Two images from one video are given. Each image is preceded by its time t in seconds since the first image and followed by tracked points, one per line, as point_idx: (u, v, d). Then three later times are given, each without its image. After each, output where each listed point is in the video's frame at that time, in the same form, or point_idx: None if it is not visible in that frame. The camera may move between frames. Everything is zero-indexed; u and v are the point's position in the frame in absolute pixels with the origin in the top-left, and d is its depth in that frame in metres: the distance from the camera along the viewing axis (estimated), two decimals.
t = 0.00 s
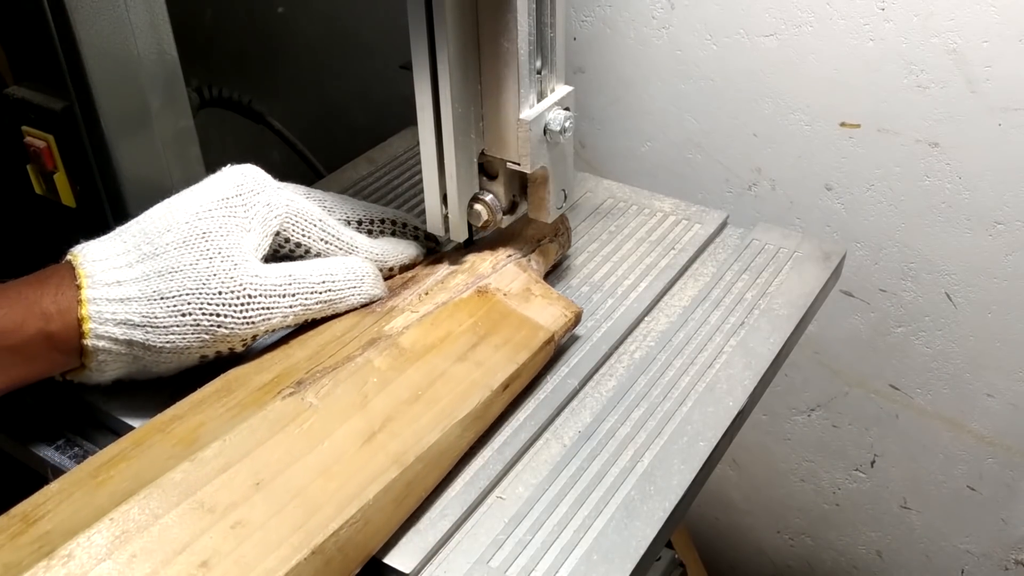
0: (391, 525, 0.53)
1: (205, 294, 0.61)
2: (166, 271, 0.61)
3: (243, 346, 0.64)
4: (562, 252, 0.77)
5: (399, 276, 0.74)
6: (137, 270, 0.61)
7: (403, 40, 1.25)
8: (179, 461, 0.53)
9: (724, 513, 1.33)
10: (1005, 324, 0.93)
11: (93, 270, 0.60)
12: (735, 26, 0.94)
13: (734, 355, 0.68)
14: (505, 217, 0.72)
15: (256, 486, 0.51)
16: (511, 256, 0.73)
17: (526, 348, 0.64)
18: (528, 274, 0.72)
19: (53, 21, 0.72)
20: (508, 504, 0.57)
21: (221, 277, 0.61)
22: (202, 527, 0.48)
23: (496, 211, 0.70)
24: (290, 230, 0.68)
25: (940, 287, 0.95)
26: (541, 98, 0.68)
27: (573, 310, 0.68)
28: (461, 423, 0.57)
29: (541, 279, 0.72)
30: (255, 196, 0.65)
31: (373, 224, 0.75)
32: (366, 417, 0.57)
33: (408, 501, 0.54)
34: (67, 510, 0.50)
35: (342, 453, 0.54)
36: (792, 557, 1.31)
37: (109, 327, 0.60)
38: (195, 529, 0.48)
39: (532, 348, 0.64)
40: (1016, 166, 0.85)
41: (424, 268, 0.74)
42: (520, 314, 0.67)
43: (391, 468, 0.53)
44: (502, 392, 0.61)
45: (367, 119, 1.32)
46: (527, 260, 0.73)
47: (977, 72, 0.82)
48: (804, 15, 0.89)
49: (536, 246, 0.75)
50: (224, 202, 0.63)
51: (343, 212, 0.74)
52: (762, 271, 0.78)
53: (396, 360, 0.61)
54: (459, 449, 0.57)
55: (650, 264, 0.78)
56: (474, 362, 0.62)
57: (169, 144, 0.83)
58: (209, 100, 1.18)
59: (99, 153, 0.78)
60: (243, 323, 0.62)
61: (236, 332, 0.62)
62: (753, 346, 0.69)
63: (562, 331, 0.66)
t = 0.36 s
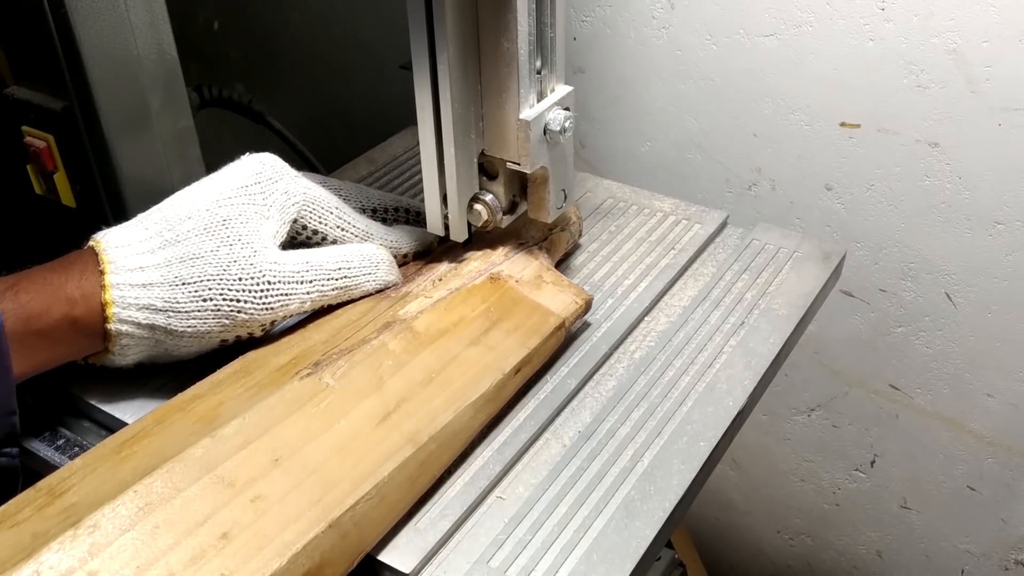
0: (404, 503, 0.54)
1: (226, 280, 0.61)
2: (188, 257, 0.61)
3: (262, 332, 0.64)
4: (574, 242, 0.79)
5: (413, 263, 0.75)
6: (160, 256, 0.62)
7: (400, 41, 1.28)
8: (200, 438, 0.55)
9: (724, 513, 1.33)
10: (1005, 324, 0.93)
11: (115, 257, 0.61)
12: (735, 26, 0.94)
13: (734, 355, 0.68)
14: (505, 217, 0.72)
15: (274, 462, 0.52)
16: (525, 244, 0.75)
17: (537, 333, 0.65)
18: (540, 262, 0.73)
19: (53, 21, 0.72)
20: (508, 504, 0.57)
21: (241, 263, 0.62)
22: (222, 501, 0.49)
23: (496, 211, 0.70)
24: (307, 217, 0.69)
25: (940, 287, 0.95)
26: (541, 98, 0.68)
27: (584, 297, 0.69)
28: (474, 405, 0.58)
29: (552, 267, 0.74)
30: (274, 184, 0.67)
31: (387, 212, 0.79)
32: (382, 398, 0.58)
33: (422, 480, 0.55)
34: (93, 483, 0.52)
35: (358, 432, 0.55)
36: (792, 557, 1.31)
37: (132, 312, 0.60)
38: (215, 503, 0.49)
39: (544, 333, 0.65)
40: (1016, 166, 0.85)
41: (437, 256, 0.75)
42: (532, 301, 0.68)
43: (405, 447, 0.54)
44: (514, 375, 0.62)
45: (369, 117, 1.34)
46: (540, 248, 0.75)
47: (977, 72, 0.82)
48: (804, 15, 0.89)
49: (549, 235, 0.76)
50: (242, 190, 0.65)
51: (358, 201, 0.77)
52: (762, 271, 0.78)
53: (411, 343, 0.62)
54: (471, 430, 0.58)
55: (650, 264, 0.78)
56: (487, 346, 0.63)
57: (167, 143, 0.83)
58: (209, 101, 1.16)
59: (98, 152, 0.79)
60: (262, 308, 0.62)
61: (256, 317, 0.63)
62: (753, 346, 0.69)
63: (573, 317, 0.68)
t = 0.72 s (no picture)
0: (409, 490, 0.54)
1: (235, 264, 0.62)
2: (196, 242, 0.61)
3: (269, 319, 0.65)
4: (582, 237, 0.79)
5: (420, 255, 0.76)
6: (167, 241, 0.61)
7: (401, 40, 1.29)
8: (208, 422, 0.55)
9: (724, 513, 1.33)
10: (1005, 324, 0.93)
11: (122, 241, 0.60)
12: (734, 26, 0.94)
13: (734, 355, 0.68)
14: (504, 217, 0.72)
15: (281, 447, 0.52)
16: (530, 237, 0.75)
17: (542, 326, 0.65)
18: (548, 256, 0.73)
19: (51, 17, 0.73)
20: (508, 504, 0.56)
21: (250, 249, 0.63)
22: (229, 484, 0.49)
23: (496, 211, 0.70)
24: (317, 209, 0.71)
25: (940, 287, 0.95)
26: (540, 98, 0.68)
27: (589, 292, 0.70)
28: (480, 395, 0.59)
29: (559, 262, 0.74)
30: (284, 175, 0.68)
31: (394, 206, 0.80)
32: (388, 386, 0.58)
33: (427, 468, 0.55)
34: (102, 466, 0.52)
35: (365, 419, 0.55)
36: (792, 557, 1.31)
37: (138, 295, 0.59)
38: (222, 485, 0.49)
39: (550, 326, 0.65)
40: (1015, 166, 0.85)
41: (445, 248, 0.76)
42: (537, 295, 0.68)
43: (411, 434, 0.55)
44: (519, 367, 0.62)
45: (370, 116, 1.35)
46: (546, 243, 0.75)
47: (977, 72, 0.82)
48: (804, 15, 0.89)
49: (556, 230, 0.76)
50: (254, 179, 0.66)
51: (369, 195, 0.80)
52: (762, 271, 0.78)
53: (417, 334, 0.63)
54: (476, 421, 0.59)
55: (650, 264, 0.78)
56: (492, 338, 0.63)
57: (165, 142, 0.84)
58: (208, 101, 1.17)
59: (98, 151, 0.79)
60: (271, 293, 0.63)
61: (264, 302, 0.63)
62: (753, 346, 0.69)
63: (578, 311, 0.68)
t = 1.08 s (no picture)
0: (426, 472, 0.56)
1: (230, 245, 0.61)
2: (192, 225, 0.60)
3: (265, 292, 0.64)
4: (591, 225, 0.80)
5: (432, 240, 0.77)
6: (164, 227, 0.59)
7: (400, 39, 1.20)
8: (228, 405, 0.57)
9: (724, 513, 1.33)
10: (1005, 324, 0.93)
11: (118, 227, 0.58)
12: (735, 26, 0.93)
13: (734, 355, 0.68)
14: (504, 217, 0.72)
15: (301, 431, 0.55)
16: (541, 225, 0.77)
17: (555, 315, 0.67)
18: (559, 246, 0.75)
19: (54, 22, 0.80)
20: (508, 504, 0.56)
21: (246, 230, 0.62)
22: (253, 466, 0.52)
23: (495, 211, 0.70)
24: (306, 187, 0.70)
25: (940, 288, 0.95)
26: (540, 98, 0.68)
27: (600, 281, 0.72)
28: (493, 382, 0.61)
29: (570, 251, 0.76)
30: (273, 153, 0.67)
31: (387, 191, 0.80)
32: (404, 372, 0.60)
33: (443, 451, 0.57)
34: (126, 446, 0.54)
35: (382, 405, 0.58)
36: (792, 557, 1.31)
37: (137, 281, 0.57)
38: (246, 467, 0.52)
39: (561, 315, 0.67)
40: (1015, 166, 0.85)
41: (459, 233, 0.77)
42: (549, 283, 0.71)
43: (427, 419, 0.57)
44: (531, 355, 0.64)
45: (369, 118, 1.31)
46: (557, 232, 0.76)
47: (977, 72, 0.82)
48: (804, 15, 0.89)
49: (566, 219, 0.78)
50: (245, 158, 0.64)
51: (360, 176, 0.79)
52: (762, 271, 0.78)
53: (432, 321, 0.65)
54: (489, 407, 0.61)
55: (650, 264, 0.78)
56: (505, 326, 0.66)
57: (170, 142, 0.92)
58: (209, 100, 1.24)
59: (98, 146, 0.86)
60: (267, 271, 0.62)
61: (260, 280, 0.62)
62: (753, 346, 0.69)
63: (590, 301, 0.70)
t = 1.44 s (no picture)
0: (444, 446, 0.58)
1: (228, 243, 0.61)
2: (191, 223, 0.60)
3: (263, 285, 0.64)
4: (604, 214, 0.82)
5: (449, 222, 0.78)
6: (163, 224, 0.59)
7: (401, 39, 1.20)
8: (256, 376, 0.59)
9: (724, 513, 1.33)
10: (1005, 324, 0.93)
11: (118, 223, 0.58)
12: (735, 26, 0.93)
13: (735, 355, 0.68)
14: (504, 217, 0.72)
15: (326, 403, 0.57)
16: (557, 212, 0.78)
17: (570, 298, 0.69)
18: (573, 232, 0.76)
19: (55, 22, 0.80)
20: (508, 504, 0.56)
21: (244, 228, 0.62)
22: (279, 435, 0.54)
23: (495, 211, 0.70)
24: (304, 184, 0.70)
25: (940, 287, 0.95)
26: (541, 98, 0.68)
27: (613, 266, 0.73)
28: (510, 360, 0.63)
29: (584, 237, 0.77)
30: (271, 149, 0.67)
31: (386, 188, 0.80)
32: (424, 349, 0.62)
33: (460, 426, 0.59)
34: (157, 414, 0.56)
35: (403, 379, 0.60)
36: (792, 557, 1.31)
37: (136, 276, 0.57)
38: (273, 436, 0.54)
39: (576, 298, 0.69)
40: (1015, 166, 0.85)
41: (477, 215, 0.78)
42: (565, 268, 0.72)
43: (447, 394, 0.59)
44: (547, 336, 0.66)
45: (369, 118, 1.30)
46: (573, 218, 0.78)
47: (977, 72, 0.82)
48: (804, 15, 0.89)
49: (583, 207, 0.79)
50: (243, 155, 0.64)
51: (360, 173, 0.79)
52: (762, 271, 0.78)
53: (451, 301, 0.67)
54: (505, 384, 0.63)
55: (650, 264, 0.78)
56: (522, 308, 0.67)
57: (170, 142, 0.92)
58: (209, 100, 1.25)
59: (98, 147, 0.86)
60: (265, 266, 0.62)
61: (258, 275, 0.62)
62: (753, 346, 0.69)
63: (604, 285, 0.72)
